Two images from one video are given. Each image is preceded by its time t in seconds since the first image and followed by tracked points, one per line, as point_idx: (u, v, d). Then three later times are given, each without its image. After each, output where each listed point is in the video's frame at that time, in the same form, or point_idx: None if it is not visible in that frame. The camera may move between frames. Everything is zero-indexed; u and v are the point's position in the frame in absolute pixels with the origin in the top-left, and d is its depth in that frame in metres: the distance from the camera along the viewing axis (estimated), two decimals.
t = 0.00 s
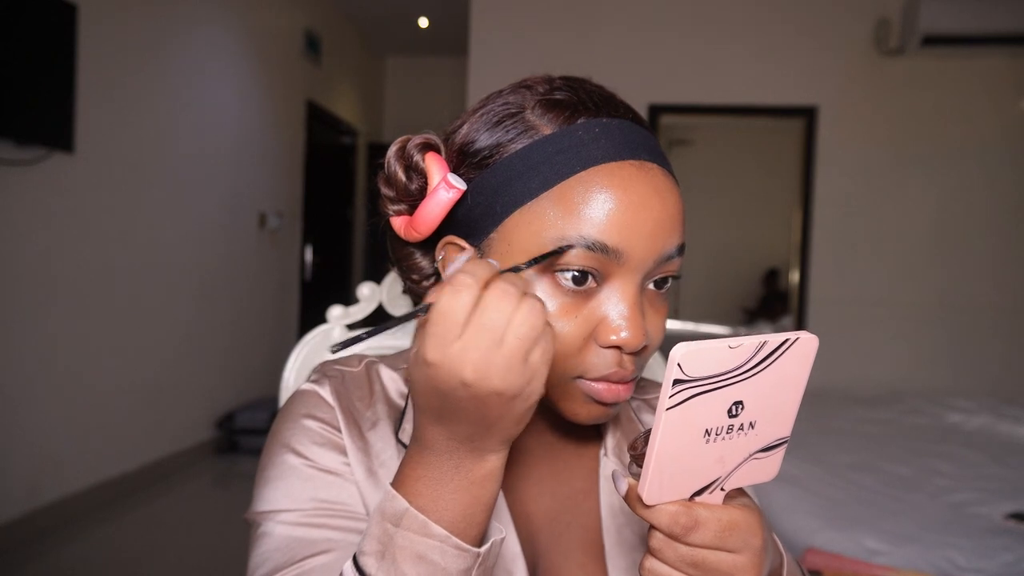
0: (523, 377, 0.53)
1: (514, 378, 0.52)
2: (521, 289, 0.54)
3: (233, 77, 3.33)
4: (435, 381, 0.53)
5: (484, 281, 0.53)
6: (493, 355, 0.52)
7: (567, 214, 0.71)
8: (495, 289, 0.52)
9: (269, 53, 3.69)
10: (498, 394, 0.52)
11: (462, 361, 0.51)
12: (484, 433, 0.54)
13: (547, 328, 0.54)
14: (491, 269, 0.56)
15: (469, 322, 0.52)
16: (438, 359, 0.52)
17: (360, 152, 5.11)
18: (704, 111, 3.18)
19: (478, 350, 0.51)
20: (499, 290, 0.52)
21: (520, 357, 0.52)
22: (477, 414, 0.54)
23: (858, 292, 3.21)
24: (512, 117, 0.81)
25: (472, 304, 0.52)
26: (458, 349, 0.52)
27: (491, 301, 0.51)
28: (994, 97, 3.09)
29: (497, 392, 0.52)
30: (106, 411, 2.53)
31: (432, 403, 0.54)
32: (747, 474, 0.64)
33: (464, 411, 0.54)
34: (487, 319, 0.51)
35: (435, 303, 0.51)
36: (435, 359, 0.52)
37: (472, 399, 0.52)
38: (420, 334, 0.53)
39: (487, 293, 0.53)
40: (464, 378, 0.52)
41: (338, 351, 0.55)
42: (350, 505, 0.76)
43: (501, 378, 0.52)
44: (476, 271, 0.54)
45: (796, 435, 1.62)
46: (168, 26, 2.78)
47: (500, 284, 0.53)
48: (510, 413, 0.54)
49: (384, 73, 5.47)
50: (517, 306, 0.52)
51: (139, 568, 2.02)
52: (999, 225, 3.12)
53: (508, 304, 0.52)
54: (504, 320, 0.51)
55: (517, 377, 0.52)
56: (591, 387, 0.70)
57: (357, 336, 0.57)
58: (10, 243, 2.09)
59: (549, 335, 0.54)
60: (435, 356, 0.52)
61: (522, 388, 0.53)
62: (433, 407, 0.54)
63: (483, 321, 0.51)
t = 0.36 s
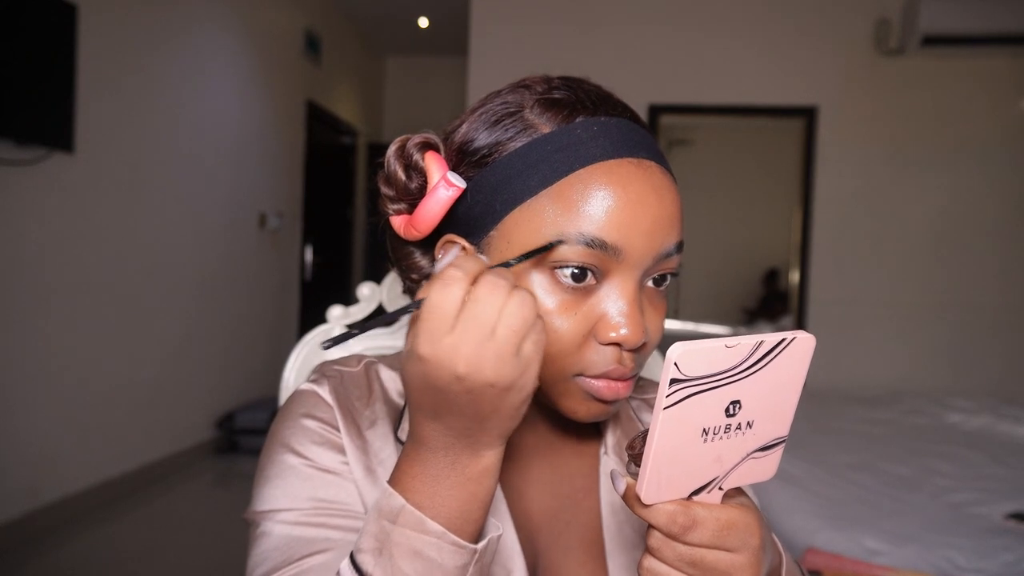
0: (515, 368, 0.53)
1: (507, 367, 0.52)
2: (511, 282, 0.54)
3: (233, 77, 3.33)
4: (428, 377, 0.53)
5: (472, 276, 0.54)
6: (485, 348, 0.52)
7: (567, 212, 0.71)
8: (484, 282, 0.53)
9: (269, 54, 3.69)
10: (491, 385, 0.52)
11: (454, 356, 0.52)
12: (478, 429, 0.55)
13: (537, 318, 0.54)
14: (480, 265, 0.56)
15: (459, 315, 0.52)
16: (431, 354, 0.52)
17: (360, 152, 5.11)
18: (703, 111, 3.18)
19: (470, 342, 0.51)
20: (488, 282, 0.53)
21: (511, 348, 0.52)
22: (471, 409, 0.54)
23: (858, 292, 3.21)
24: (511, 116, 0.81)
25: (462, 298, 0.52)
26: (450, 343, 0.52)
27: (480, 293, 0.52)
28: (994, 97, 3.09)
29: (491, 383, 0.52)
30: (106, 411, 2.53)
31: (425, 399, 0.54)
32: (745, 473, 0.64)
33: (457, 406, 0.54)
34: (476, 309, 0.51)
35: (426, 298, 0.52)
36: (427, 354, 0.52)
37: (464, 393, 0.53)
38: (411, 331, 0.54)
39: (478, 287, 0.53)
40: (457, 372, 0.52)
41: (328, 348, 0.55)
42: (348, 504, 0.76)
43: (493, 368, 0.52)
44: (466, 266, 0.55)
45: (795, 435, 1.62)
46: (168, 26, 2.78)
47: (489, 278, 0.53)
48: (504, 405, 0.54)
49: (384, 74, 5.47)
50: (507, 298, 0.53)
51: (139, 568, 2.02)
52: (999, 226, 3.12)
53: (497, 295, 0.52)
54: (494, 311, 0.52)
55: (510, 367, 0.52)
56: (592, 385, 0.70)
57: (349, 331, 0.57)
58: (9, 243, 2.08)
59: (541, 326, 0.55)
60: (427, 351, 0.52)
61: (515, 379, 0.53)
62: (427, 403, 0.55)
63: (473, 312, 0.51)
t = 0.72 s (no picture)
0: (505, 365, 0.53)
1: (497, 364, 0.53)
2: (498, 278, 0.55)
3: (233, 78, 3.33)
4: (419, 374, 0.53)
5: (459, 273, 0.54)
6: (473, 344, 0.52)
7: (567, 210, 0.71)
8: (471, 278, 0.53)
9: (269, 54, 3.69)
10: (484, 382, 0.53)
11: (444, 352, 0.52)
12: (472, 424, 0.55)
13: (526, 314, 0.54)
14: (467, 263, 0.56)
15: (447, 313, 0.52)
16: (421, 352, 0.53)
17: (360, 152, 5.11)
18: (703, 111, 3.18)
19: (457, 340, 0.52)
20: (475, 278, 0.53)
21: (500, 344, 0.53)
22: (465, 406, 0.54)
23: (858, 292, 3.21)
24: (512, 114, 0.81)
25: (450, 294, 0.52)
26: (439, 340, 0.52)
27: (467, 290, 0.52)
28: (994, 97, 3.09)
29: (483, 379, 0.52)
30: (106, 412, 2.53)
31: (416, 396, 0.55)
32: (742, 475, 0.64)
33: (450, 403, 0.54)
34: (465, 307, 0.52)
35: (414, 296, 0.52)
36: (417, 352, 0.53)
37: (456, 389, 0.53)
38: (400, 330, 0.54)
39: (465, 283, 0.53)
40: (447, 369, 0.52)
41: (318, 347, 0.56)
42: (347, 504, 0.76)
43: (484, 365, 0.52)
44: (454, 263, 0.55)
45: (795, 436, 1.62)
46: (168, 26, 2.78)
47: (477, 274, 0.54)
48: (496, 402, 0.54)
49: (384, 74, 5.47)
50: (495, 293, 0.53)
51: (140, 568, 2.02)
52: (999, 226, 3.12)
53: (484, 291, 0.52)
54: (482, 308, 0.52)
55: (500, 364, 0.53)
56: (590, 384, 0.70)
57: (339, 332, 0.58)
58: (10, 243, 2.09)
59: (530, 321, 0.55)
60: (417, 349, 0.53)
61: (506, 375, 0.53)
62: (418, 401, 0.55)
63: (461, 310, 0.52)
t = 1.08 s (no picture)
0: (500, 365, 0.53)
1: (491, 363, 0.53)
2: (491, 279, 0.55)
3: (233, 78, 3.33)
4: (412, 374, 0.54)
5: (452, 273, 0.54)
6: (467, 343, 0.52)
7: (565, 209, 0.71)
8: (465, 278, 0.53)
9: (269, 54, 3.69)
10: (477, 381, 0.52)
11: (437, 351, 0.52)
12: (468, 425, 0.55)
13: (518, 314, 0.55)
14: (460, 263, 0.57)
15: (441, 312, 0.53)
16: (414, 351, 0.53)
17: (360, 152, 5.11)
18: (704, 111, 3.17)
19: (450, 339, 0.52)
20: (468, 279, 0.53)
21: (495, 343, 0.53)
22: (458, 406, 0.54)
23: (858, 292, 3.21)
24: (511, 114, 0.81)
25: (444, 294, 0.53)
26: (432, 339, 0.52)
27: (460, 290, 0.52)
28: (994, 97, 3.09)
29: (476, 379, 0.52)
30: (106, 412, 2.53)
31: (411, 398, 0.55)
32: (743, 476, 0.64)
33: (442, 403, 0.54)
34: (459, 307, 0.52)
35: (407, 296, 0.53)
36: (411, 352, 0.53)
37: (449, 389, 0.53)
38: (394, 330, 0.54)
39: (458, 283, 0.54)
40: (439, 368, 0.52)
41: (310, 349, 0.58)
42: (347, 505, 0.76)
43: (477, 364, 0.52)
44: (447, 264, 0.56)
45: (795, 436, 1.62)
46: (168, 27, 2.78)
47: (469, 275, 0.54)
48: (491, 402, 0.54)
49: (384, 74, 5.47)
50: (488, 293, 0.54)
51: (140, 568, 2.02)
52: (998, 226, 3.12)
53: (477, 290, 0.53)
54: (476, 308, 0.52)
55: (494, 363, 0.53)
56: (589, 383, 0.70)
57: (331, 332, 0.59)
58: (10, 243, 2.09)
59: (523, 321, 0.55)
60: (410, 349, 0.53)
61: (501, 374, 0.54)
62: (414, 402, 0.55)
63: (455, 310, 0.52)
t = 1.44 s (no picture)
0: (489, 364, 0.54)
1: (478, 363, 0.53)
2: (477, 278, 0.55)
3: (234, 78, 3.33)
4: (403, 375, 0.54)
5: (440, 274, 0.55)
6: (456, 343, 0.52)
7: (564, 208, 0.71)
8: (451, 279, 0.54)
9: (269, 54, 3.69)
10: (465, 382, 0.53)
11: (426, 352, 0.52)
12: (459, 425, 0.55)
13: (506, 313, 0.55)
14: (449, 263, 0.57)
15: (429, 312, 0.53)
16: (404, 352, 0.53)
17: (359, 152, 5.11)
18: (705, 111, 3.18)
19: (438, 339, 0.52)
20: (454, 279, 0.54)
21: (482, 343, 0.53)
22: (450, 405, 0.54)
23: (858, 292, 3.21)
24: (509, 113, 0.81)
25: (431, 294, 0.53)
26: (421, 340, 0.53)
27: (447, 290, 0.53)
28: (993, 97, 3.09)
29: (465, 379, 0.53)
30: (106, 411, 2.54)
31: (405, 399, 0.55)
32: (740, 478, 0.64)
33: (435, 403, 0.54)
34: (445, 306, 0.52)
35: (394, 297, 0.53)
36: (400, 353, 0.53)
37: (440, 390, 0.53)
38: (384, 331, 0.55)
39: (445, 285, 0.54)
40: (428, 368, 0.52)
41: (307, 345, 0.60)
42: (344, 508, 0.76)
43: (465, 364, 0.52)
44: (434, 264, 0.56)
45: (795, 436, 1.62)
46: (168, 27, 2.78)
47: (456, 275, 0.55)
48: (481, 402, 0.54)
49: (384, 74, 5.47)
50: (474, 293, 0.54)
51: (140, 568, 2.02)
52: (998, 226, 3.13)
53: (465, 290, 0.53)
54: (463, 306, 0.53)
55: (481, 362, 0.53)
56: (587, 383, 0.70)
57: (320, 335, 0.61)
58: (10, 243, 2.09)
59: (511, 319, 0.55)
60: (399, 349, 0.53)
61: (490, 374, 0.54)
62: (407, 403, 0.55)
63: (441, 309, 0.52)
